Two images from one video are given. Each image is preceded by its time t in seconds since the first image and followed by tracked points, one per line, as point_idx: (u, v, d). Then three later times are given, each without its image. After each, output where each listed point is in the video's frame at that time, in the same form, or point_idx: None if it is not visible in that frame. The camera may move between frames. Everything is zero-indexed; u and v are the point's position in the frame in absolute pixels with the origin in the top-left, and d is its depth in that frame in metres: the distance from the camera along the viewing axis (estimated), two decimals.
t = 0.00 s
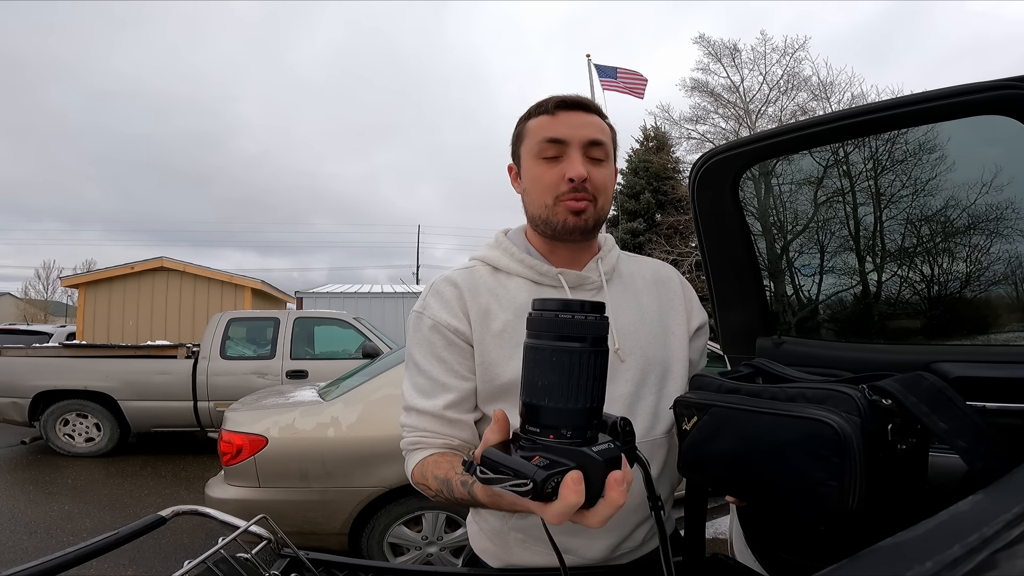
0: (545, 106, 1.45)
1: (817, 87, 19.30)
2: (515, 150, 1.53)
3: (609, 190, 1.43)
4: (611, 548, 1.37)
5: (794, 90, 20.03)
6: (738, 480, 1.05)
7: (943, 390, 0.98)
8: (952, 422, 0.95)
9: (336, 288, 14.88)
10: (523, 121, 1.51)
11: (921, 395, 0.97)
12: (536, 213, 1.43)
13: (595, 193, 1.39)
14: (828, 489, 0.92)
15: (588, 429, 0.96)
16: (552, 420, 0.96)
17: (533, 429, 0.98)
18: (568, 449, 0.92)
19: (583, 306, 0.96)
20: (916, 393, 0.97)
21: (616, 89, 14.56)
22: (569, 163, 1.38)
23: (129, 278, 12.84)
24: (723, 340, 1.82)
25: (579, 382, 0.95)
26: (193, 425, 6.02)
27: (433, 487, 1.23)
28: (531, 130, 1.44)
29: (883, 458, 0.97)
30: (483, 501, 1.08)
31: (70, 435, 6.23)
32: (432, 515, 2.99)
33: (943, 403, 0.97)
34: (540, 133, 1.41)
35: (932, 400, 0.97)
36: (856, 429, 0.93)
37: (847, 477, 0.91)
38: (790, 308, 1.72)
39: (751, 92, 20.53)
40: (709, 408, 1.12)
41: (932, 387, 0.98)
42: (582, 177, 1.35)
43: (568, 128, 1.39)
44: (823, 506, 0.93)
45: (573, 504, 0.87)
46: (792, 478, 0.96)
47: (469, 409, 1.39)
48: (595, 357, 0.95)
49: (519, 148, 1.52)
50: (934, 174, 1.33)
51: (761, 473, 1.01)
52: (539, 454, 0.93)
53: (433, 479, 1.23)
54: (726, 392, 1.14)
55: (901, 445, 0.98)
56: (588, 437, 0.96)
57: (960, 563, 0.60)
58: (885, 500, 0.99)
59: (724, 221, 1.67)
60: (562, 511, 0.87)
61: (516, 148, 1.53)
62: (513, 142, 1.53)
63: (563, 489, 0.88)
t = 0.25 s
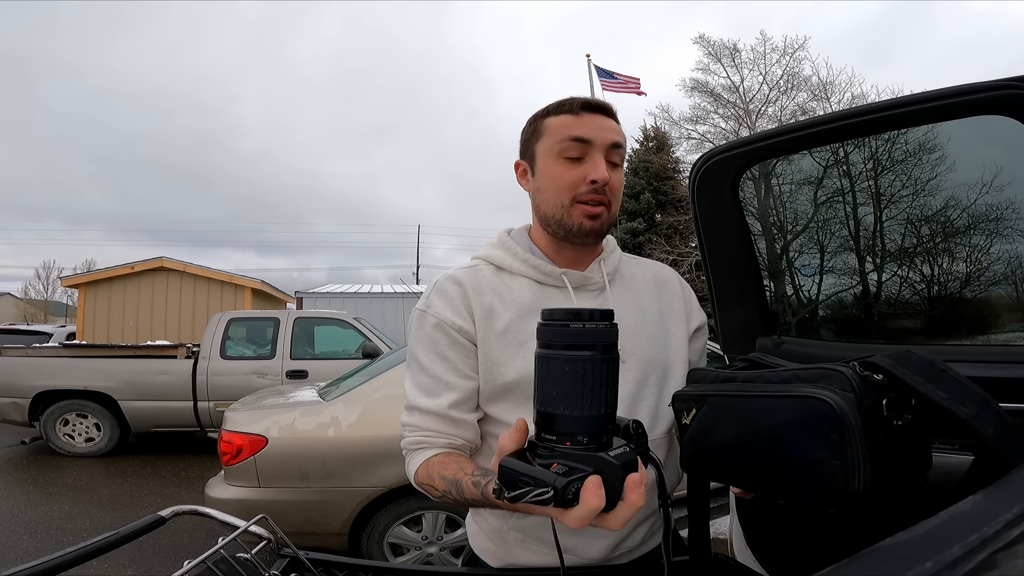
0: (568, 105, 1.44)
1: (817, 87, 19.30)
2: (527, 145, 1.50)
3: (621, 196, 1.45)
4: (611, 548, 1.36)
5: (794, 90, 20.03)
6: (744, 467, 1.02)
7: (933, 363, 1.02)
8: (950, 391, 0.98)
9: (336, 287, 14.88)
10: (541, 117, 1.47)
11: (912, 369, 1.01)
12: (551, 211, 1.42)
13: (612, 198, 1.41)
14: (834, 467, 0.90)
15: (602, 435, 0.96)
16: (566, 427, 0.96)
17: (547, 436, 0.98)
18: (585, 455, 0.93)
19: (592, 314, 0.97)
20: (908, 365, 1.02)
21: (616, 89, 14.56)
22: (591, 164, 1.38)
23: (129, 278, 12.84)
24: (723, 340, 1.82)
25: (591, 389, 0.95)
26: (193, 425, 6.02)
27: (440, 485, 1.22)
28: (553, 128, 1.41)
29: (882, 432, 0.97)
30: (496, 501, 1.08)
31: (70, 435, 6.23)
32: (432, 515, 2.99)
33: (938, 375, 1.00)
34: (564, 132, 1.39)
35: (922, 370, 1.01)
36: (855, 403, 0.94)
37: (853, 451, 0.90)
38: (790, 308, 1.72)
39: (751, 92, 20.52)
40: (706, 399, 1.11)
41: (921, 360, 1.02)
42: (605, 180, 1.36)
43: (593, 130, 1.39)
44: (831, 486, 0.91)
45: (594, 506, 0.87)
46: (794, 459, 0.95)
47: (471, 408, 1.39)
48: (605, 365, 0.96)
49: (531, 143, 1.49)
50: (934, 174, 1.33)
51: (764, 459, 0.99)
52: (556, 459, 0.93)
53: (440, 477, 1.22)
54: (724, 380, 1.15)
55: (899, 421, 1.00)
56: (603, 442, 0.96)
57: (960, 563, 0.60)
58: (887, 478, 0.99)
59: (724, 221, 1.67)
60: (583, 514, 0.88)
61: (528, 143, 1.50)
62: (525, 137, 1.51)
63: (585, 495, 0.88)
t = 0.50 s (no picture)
0: (602, 113, 1.40)
1: (817, 87, 19.31)
2: (552, 143, 1.44)
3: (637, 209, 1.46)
4: (612, 546, 1.37)
5: (794, 90, 20.03)
6: (741, 470, 1.02)
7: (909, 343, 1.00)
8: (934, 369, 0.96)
9: (336, 287, 14.89)
10: (571, 118, 1.43)
11: (887, 351, 0.99)
12: (569, 217, 1.40)
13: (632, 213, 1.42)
14: (829, 461, 0.90)
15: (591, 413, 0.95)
16: (556, 403, 0.96)
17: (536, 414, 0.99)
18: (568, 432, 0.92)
19: (586, 293, 0.98)
20: (881, 349, 1.00)
21: (616, 89, 14.56)
22: (620, 180, 1.38)
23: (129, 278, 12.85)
24: (723, 340, 1.82)
25: (582, 368, 0.95)
26: (193, 425, 6.02)
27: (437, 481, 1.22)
28: (585, 135, 1.38)
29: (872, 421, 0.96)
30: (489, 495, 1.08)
31: (70, 435, 6.23)
32: (432, 515, 2.99)
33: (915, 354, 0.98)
34: (599, 143, 1.36)
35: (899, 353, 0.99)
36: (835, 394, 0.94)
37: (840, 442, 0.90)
38: (790, 308, 1.72)
39: (751, 92, 20.53)
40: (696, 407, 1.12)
41: (896, 342, 1.00)
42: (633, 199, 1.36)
43: (627, 146, 1.38)
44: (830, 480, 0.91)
45: (569, 484, 0.87)
46: (791, 456, 0.95)
47: (471, 407, 1.39)
48: (601, 342, 0.96)
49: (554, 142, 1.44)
50: (934, 174, 1.33)
51: (762, 457, 0.99)
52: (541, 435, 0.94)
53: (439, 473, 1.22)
54: (711, 387, 1.15)
55: (884, 406, 0.98)
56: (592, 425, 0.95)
57: (960, 562, 0.60)
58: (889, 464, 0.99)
59: (724, 221, 1.67)
60: (557, 491, 0.87)
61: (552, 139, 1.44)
62: (550, 132, 1.46)
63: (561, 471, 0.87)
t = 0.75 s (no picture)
0: (563, 108, 1.41)
1: (817, 87, 19.30)
2: (527, 151, 1.52)
3: (616, 202, 1.43)
4: (612, 546, 1.37)
5: (794, 90, 20.02)
6: (720, 485, 1.07)
7: (909, 378, 0.98)
8: (928, 406, 0.92)
9: (336, 287, 14.89)
10: (541, 118, 1.46)
11: (884, 386, 0.99)
12: (542, 217, 1.44)
13: (603, 207, 1.39)
14: (806, 490, 0.93)
15: (571, 386, 0.95)
16: (558, 362, 0.98)
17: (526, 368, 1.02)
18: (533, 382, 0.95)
19: (659, 301, 1.08)
20: (879, 384, 0.99)
21: (616, 89, 14.56)
22: (580, 174, 1.37)
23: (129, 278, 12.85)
24: (723, 340, 1.82)
25: (608, 346, 1.00)
26: (193, 425, 6.02)
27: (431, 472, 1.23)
28: (549, 133, 1.40)
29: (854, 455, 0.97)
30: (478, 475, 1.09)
31: (70, 434, 6.23)
32: (432, 515, 2.99)
33: (912, 391, 0.95)
34: (556, 139, 1.38)
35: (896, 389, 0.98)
36: (822, 430, 0.94)
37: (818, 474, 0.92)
38: (790, 308, 1.72)
39: (751, 91, 20.52)
40: (688, 420, 1.13)
41: (896, 377, 0.99)
42: (591, 191, 1.35)
43: (583, 138, 1.37)
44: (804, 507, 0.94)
45: (498, 428, 0.89)
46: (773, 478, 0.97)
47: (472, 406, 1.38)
48: (639, 345, 1.01)
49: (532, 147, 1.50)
50: (934, 174, 1.32)
51: (743, 474, 1.02)
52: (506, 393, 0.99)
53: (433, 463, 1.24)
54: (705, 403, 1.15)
55: (870, 442, 1.00)
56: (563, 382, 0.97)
57: (960, 562, 0.60)
58: (868, 496, 1.00)
59: (724, 221, 1.67)
60: (486, 433, 0.90)
61: (528, 147, 1.52)
62: (527, 140, 1.52)
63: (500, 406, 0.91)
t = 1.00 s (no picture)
0: (544, 110, 1.45)
1: (817, 87, 19.30)
2: (519, 156, 1.54)
3: (606, 199, 1.41)
4: (613, 546, 1.37)
5: (795, 90, 20.02)
6: (711, 492, 1.08)
7: (897, 401, 1.00)
8: (908, 433, 0.95)
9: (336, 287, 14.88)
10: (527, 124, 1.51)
11: (873, 408, 0.98)
12: (533, 218, 1.45)
13: (590, 202, 1.38)
14: (789, 504, 0.93)
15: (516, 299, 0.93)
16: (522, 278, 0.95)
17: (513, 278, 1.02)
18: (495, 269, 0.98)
19: (644, 258, 0.88)
20: (868, 406, 0.98)
21: (616, 89, 14.55)
22: (564, 171, 1.38)
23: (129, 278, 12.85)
24: (723, 340, 1.83)
25: (554, 277, 0.92)
26: (193, 425, 6.02)
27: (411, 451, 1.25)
28: (531, 136, 1.44)
29: (838, 475, 0.97)
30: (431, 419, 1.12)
31: (70, 434, 6.23)
32: (432, 515, 2.99)
33: (899, 416, 0.97)
34: (537, 140, 1.42)
35: (885, 411, 0.98)
36: (808, 452, 0.94)
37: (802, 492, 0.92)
38: (790, 308, 1.72)
39: (751, 91, 20.52)
40: (681, 426, 1.15)
41: (887, 399, 1.00)
42: (575, 186, 1.35)
43: (561, 135, 1.39)
44: (787, 520, 0.95)
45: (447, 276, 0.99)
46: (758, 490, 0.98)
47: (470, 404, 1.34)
48: (597, 300, 0.90)
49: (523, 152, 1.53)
50: (934, 174, 1.32)
51: (730, 483, 1.03)
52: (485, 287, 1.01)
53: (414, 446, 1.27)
54: (698, 411, 1.16)
55: (855, 459, 0.97)
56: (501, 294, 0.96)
57: (960, 562, 0.60)
58: (855, 512, 1.00)
59: (724, 221, 1.67)
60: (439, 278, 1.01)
61: (518, 152, 1.54)
62: (518, 147, 1.55)
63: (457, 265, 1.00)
